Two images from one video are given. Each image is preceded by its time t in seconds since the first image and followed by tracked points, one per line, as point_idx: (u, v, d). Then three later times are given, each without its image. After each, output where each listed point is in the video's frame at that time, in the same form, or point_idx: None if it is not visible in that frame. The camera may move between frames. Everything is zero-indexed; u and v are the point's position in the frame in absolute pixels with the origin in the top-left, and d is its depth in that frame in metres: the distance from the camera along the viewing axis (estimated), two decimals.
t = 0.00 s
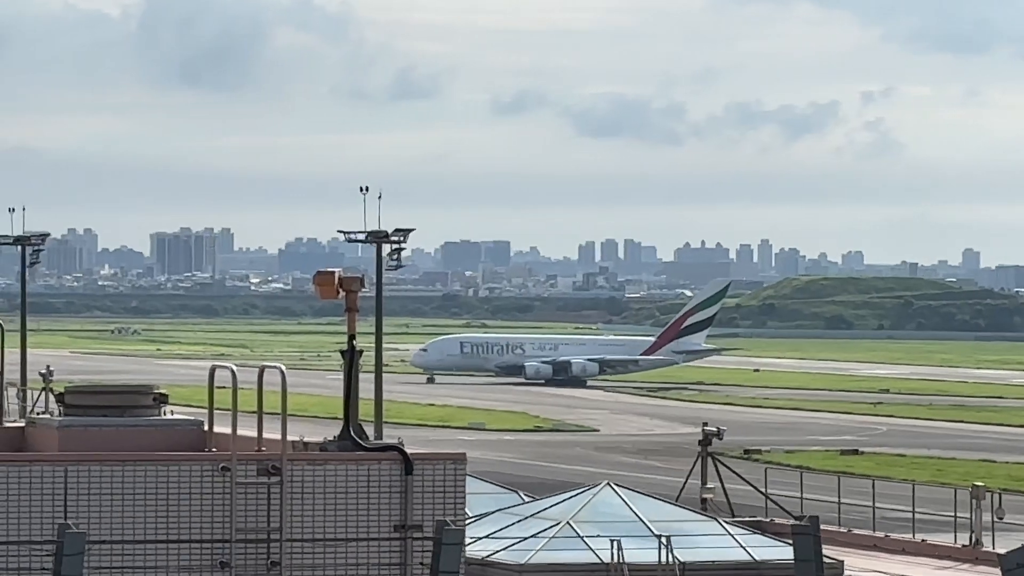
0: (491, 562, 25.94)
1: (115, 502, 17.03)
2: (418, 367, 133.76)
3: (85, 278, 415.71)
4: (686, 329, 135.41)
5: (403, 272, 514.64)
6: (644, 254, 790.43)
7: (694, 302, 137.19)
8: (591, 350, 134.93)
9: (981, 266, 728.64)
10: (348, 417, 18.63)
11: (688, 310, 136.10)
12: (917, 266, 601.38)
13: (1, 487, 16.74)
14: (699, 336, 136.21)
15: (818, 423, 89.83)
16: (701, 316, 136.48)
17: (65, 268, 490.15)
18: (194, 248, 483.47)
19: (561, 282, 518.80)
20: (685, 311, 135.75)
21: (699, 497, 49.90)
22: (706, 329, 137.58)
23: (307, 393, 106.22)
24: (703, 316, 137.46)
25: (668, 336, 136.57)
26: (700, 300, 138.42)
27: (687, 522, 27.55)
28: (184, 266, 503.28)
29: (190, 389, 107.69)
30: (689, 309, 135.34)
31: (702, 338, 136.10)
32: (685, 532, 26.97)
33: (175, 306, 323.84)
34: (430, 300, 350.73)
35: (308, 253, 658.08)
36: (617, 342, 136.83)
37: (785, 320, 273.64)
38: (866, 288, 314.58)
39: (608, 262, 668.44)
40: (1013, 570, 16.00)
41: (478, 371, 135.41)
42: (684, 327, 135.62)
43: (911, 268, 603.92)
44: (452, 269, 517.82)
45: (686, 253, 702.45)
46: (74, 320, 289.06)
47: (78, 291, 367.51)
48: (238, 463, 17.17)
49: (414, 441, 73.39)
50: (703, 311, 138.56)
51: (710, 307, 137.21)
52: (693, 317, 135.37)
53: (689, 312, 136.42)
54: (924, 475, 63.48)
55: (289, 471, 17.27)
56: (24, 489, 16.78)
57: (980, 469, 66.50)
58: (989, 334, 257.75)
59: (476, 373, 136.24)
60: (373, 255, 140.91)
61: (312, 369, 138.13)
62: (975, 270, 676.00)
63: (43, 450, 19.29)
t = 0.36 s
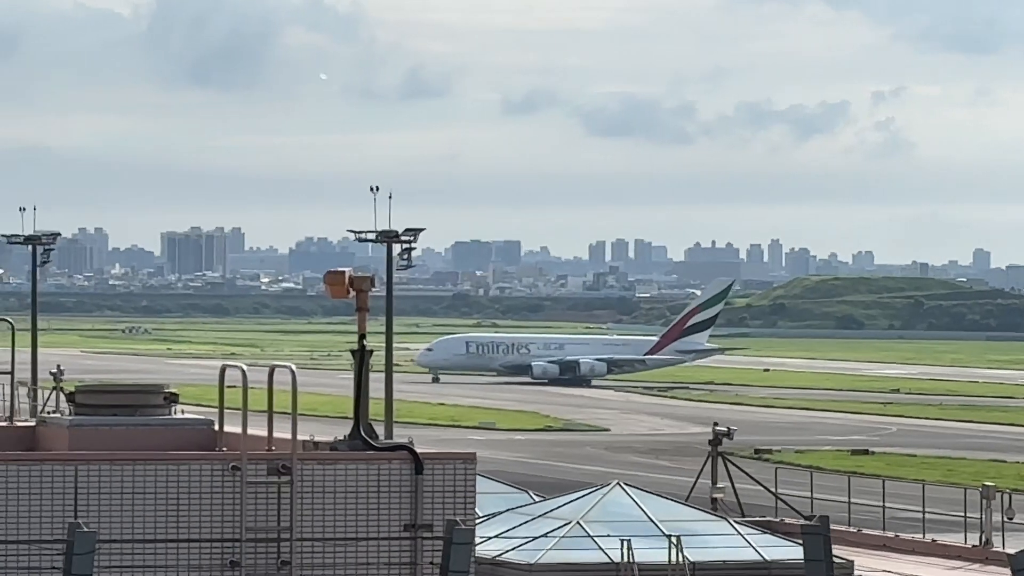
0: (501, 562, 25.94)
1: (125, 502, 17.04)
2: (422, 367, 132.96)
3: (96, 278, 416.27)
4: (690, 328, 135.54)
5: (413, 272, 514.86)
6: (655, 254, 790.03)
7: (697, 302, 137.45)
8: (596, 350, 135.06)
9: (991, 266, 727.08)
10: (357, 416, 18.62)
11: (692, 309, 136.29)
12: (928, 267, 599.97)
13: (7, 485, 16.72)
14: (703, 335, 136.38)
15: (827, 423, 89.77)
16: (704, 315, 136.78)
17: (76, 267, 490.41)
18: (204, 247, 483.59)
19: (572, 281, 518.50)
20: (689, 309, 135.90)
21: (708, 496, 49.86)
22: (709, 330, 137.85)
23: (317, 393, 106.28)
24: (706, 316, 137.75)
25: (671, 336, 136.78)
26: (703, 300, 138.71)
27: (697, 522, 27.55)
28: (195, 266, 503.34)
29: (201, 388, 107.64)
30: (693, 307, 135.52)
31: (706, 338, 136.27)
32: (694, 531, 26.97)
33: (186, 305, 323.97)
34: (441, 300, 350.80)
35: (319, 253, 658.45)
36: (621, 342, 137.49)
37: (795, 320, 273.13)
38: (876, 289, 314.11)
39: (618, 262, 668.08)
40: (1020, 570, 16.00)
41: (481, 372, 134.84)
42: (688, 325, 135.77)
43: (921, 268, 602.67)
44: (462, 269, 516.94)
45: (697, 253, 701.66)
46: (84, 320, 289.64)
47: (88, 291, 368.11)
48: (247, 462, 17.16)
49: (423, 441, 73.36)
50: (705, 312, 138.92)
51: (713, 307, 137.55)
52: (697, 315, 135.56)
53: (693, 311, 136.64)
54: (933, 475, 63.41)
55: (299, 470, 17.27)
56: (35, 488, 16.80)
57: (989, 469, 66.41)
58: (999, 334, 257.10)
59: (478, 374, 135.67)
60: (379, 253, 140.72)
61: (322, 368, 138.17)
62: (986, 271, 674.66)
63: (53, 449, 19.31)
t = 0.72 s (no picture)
0: (508, 563, 25.89)
1: (132, 503, 17.03)
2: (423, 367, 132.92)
3: (104, 277, 416.75)
4: (692, 327, 136.54)
5: (421, 272, 515.36)
6: (662, 254, 789.48)
7: (698, 301, 138.49)
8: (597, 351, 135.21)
9: (999, 266, 726.09)
10: (364, 417, 18.61)
11: (693, 308, 137.26)
12: (935, 267, 598.85)
13: (10, 486, 16.69)
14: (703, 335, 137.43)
15: (835, 424, 89.64)
16: (705, 316, 137.90)
17: (83, 268, 490.63)
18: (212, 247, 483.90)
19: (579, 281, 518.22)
20: (691, 308, 136.85)
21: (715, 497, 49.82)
22: (708, 330, 138.97)
23: (324, 392, 106.37)
24: (706, 316, 138.89)
25: (672, 336, 137.46)
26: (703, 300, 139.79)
27: (704, 523, 27.50)
28: (203, 266, 503.19)
29: (209, 388, 107.66)
30: (694, 307, 136.46)
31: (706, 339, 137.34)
32: (700, 531, 26.95)
33: (193, 305, 324.18)
34: (448, 299, 350.82)
35: (326, 254, 658.94)
36: (625, 342, 137.29)
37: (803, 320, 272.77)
38: (884, 289, 313.61)
39: (625, 263, 668.29)
40: None
41: (485, 372, 134.66)
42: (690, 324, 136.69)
43: (929, 269, 601.43)
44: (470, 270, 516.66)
45: (704, 253, 700.96)
46: (92, 320, 289.58)
47: (96, 290, 368.33)
48: (254, 462, 17.11)
49: (431, 440, 73.39)
50: (705, 311, 139.98)
51: (713, 307, 138.56)
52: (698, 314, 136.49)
53: (694, 311, 137.69)
54: (940, 476, 63.37)
55: (306, 470, 17.21)
56: (41, 489, 16.79)
57: (997, 470, 66.34)
58: (1007, 334, 256.73)
59: (479, 375, 135.65)
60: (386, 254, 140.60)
61: (329, 368, 138.23)
62: (994, 271, 673.45)
63: (61, 448, 19.24)
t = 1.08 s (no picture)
0: (515, 563, 25.88)
1: (142, 503, 16.99)
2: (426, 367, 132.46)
3: (112, 278, 417.02)
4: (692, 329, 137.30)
5: (428, 273, 516.03)
6: (669, 255, 789.82)
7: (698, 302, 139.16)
8: (599, 353, 135.14)
9: (1006, 267, 726.17)
10: (373, 419, 18.55)
11: (693, 310, 138.02)
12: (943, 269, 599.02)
13: (14, 483, 16.70)
14: (703, 336, 138.21)
15: (842, 425, 89.66)
16: (706, 316, 138.61)
17: (92, 268, 491.18)
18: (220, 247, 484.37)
19: (587, 282, 518.64)
20: (690, 311, 137.56)
21: (723, 498, 49.90)
22: (709, 330, 139.79)
23: (333, 393, 106.50)
24: (706, 317, 139.64)
25: (673, 337, 138.13)
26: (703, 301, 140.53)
27: (712, 525, 27.47)
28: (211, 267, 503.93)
29: (217, 389, 107.76)
30: (693, 308, 137.13)
31: (706, 340, 138.17)
32: (709, 533, 26.89)
33: (201, 305, 324.94)
34: (455, 300, 351.34)
35: (334, 254, 659.43)
36: (625, 343, 137.44)
37: (811, 321, 273.12)
38: (891, 290, 313.96)
39: (633, 264, 668.79)
40: None
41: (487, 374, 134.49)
42: (689, 326, 137.40)
43: (936, 271, 601.59)
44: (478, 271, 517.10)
45: (711, 254, 701.57)
46: (100, 320, 289.72)
47: (103, 291, 368.87)
48: (263, 464, 17.09)
49: (438, 442, 73.49)
50: (706, 312, 140.54)
51: (713, 307, 139.25)
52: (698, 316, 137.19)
53: (694, 312, 138.42)
54: (948, 476, 63.37)
55: (314, 470, 17.20)
56: (51, 488, 16.79)
57: (1004, 471, 66.36)
58: (1014, 335, 256.95)
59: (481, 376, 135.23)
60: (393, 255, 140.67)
61: (337, 369, 138.36)
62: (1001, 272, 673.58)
63: (68, 449, 19.23)
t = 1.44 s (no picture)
0: (523, 565, 25.86)
1: (148, 501, 16.95)
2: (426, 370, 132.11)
3: (119, 280, 417.16)
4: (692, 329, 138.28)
5: (435, 274, 516.30)
6: (677, 257, 789.63)
7: (699, 304, 140.00)
8: (599, 355, 135.30)
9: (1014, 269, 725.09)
10: (380, 419, 18.48)
11: (693, 311, 139.01)
12: (951, 271, 598.19)
13: (19, 483, 16.65)
14: (704, 336, 139.21)
15: (850, 426, 89.56)
16: (706, 316, 139.62)
17: (99, 270, 491.34)
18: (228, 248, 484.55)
19: (595, 284, 518.40)
20: (690, 312, 138.61)
21: (729, 499, 49.80)
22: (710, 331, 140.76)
23: (340, 394, 106.52)
24: (707, 317, 140.61)
25: (673, 338, 138.96)
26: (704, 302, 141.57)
27: (719, 525, 27.42)
28: (219, 268, 503.62)
29: (224, 390, 107.81)
30: (693, 309, 138.03)
31: (707, 340, 139.14)
32: (716, 534, 26.83)
33: (208, 307, 325.14)
34: (462, 301, 351.40)
35: (341, 256, 659.28)
36: (624, 344, 137.58)
37: (819, 322, 273.03)
38: (898, 292, 313.75)
39: (640, 265, 668.63)
40: None
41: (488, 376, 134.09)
42: (690, 327, 138.36)
43: (944, 273, 601.15)
44: (486, 273, 517.08)
45: (718, 256, 701.42)
46: (108, 321, 289.78)
47: (111, 292, 369.16)
48: (270, 464, 17.02)
49: (445, 443, 73.54)
50: (707, 313, 141.33)
51: (714, 308, 140.21)
52: (698, 317, 138.18)
53: (695, 313, 139.43)
54: (956, 477, 63.27)
55: (321, 471, 17.17)
56: (58, 490, 16.76)
57: (1012, 473, 66.23)
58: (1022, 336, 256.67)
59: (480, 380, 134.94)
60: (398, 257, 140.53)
61: (344, 370, 138.40)
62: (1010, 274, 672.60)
63: (75, 451, 19.15)
